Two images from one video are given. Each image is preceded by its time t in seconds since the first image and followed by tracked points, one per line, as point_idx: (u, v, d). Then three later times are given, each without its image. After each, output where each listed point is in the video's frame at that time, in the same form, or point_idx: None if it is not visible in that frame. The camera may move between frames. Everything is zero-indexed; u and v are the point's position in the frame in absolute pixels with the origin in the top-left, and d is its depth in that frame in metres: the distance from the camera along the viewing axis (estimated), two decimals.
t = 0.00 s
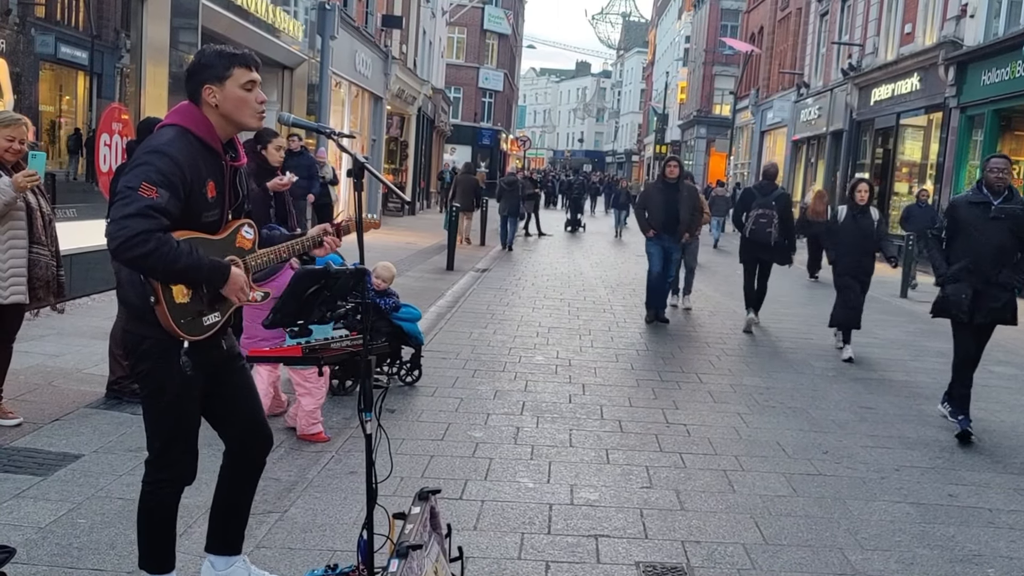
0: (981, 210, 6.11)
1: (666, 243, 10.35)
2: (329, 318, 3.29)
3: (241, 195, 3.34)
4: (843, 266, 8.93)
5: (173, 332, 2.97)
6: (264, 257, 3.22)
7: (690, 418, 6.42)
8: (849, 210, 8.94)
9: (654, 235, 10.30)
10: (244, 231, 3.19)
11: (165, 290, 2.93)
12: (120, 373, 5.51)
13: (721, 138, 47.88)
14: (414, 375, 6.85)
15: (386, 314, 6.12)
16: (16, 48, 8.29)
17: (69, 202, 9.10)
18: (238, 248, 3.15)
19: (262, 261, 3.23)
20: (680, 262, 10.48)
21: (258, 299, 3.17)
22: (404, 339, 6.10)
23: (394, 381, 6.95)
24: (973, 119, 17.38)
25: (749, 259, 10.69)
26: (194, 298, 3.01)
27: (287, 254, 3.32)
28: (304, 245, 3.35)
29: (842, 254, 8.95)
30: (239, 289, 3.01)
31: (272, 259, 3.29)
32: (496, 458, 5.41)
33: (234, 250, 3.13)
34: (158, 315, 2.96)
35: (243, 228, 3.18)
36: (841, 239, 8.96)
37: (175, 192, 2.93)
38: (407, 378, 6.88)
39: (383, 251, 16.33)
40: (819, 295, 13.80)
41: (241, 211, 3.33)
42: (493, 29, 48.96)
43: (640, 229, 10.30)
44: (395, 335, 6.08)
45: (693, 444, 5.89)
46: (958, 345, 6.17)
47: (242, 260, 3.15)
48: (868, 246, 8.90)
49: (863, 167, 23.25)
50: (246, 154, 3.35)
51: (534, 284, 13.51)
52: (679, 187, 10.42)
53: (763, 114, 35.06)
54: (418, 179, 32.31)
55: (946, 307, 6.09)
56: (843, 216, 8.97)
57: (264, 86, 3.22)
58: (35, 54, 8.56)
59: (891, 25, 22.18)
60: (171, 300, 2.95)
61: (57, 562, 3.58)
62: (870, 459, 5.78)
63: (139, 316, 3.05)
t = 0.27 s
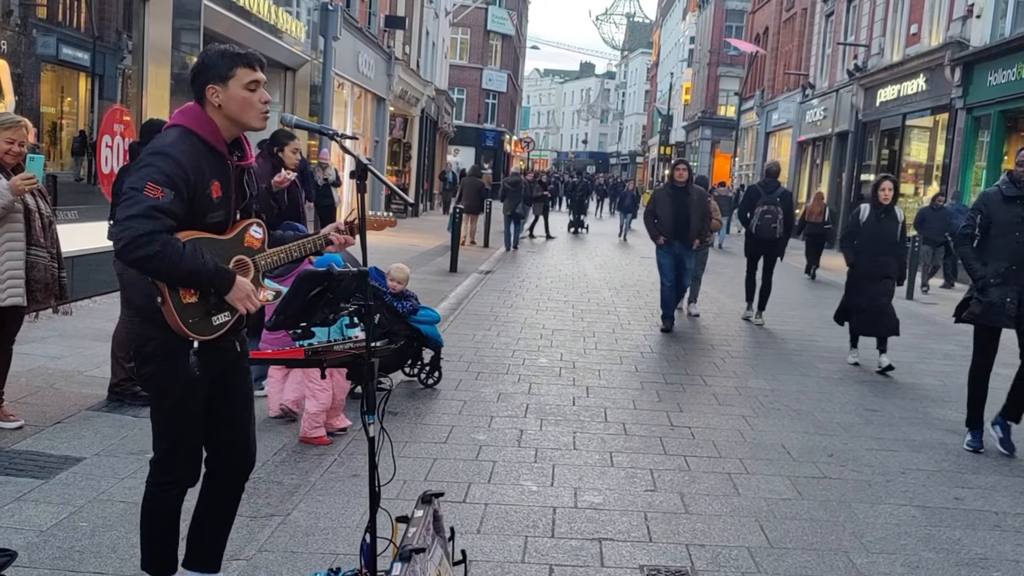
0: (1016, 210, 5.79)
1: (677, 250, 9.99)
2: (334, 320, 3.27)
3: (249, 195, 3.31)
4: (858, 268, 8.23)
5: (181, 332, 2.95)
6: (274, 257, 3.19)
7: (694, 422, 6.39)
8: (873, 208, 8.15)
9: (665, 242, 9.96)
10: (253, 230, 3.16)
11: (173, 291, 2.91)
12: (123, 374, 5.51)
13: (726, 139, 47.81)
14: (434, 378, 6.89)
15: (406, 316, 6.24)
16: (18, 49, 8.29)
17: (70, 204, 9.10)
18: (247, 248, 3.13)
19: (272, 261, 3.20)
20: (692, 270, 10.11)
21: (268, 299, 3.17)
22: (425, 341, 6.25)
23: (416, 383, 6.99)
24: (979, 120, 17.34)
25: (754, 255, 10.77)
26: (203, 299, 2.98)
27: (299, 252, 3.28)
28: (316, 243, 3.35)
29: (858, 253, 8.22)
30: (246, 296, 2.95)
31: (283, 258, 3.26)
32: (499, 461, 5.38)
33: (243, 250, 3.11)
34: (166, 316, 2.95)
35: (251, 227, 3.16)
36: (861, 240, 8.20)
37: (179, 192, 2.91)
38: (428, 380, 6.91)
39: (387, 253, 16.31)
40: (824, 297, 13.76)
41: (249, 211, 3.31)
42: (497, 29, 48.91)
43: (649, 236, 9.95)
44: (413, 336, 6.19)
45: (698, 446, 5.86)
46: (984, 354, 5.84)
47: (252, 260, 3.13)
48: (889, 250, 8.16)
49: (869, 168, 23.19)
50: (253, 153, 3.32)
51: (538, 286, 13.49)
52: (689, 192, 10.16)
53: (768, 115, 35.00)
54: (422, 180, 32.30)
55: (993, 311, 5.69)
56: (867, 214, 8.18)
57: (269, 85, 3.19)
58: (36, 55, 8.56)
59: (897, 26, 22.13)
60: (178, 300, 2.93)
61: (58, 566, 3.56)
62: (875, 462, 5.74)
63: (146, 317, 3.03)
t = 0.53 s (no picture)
0: None
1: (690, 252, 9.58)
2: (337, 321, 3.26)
3: (259, 195, 3.30)
4: (882, 279, 7.75)
5: (184, 327, 2.94)
6: (283, 255, 3.19)
7: (698, 425, 6.36)
8: (896, 214, 7.73)
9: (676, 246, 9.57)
10: (261, 228, 3.15)
11: (173, 285, 2.90)
12: (125, 378, 5.50)
13: (730, 141, 47.76)
14: (454, 380, 6.90)
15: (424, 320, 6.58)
16: (18, 51, 8.28)
17: (71, 207, 9.09)
18: (254, 245, 3.13)
19: (282, 259, 3.20)
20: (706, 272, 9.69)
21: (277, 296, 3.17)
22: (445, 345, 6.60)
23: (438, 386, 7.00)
24: (985, 121, 17.29)
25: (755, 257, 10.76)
26: (206, 294, 2.96)
27: (311, 250, 3.30)
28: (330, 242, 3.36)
29: (883, 264, 7.76)
30: (249, 284, 2.92)
31: (295, 257, 3.27)
32: (502, 464, 5.36)
33: (251, 248, 3.11)
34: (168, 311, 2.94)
35: (260, 225, 3.15)
36: (885, 249, 7.75)
37: (177, 188, 2.89)
38: (446, 383, 6.90)
39: (390, 255, 16.29)
40: (828, 300, 13.72)
41: (260, 210, 3.29)
42: (499, 30, 48.87)
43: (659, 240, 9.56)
44: (431, 339, 6.58)
45: (702, 450, 5.83)
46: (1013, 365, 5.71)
47: (260, 257, 3.13)
48: (914, 257, 7.68)
49: (873, 170, 23.14)
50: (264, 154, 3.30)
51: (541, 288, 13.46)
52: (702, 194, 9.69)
53: (772, 117, 34.95)
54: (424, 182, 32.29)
55: None
56: (889, 221, 7.76)
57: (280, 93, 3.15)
58: (37, 57, 8.55)
59: (901, 27, 22.09)
60: (180, 295, 2.92)
61: (58, 570, 3.53)
62: (881, 466, 5.70)
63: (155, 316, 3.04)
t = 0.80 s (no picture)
0: None
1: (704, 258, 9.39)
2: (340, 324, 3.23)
3: (265, 195, 3.27)
4: (902, 284, 7.59)
5: (184, 326, 2.96)
6: (289, 256, 3.20)
7: (702, 428, 6.33)
8: (913, 216, 7.65)
9: (691, 253, 9.34)
10: (267, 228, 3.16)
11: (174, 283, 2.95)
12: (127, 381, 5.48)
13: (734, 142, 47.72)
14: (468, 383, 6.87)
15: (440, 321, 6.69)
16: (19, 52, 8.27)
17: (72, 208, 9.08)
18: (260, 245, 3.14)
19: (289, 259, 3.22)
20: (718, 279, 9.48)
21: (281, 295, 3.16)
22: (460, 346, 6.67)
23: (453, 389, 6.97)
24: (990, 122, 17.24)
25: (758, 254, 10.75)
26: (207, 292, 2.99)
27: (317, 252, 3.33)
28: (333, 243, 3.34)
29: (902, 268, 7.62)
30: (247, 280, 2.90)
31: (301, 257, 3.28)
32: (506, 467, 5.34)
33: (255, 246, 3.12)
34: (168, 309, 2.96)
35: (265, 225, 3.16)
36: (904, 253, 7.63)
37: (175, 188, 2.89)
38: (462, 386, 6.88)
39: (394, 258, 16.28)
40: (833, 302, 13.68)
41: (268, 211, 3.28)
42: (502, 31, 48.88)
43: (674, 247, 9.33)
44: (447, 341, 6.65)
45: (706, 453, 5.80)
46: None
47: (265, 257, 3.14)
48: (933, 260, 7.57)
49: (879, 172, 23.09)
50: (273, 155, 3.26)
51: (545, 291, 13.43)
52: (717, 199, 9.48)
53: (777, 118, 34.92)
54: (427, 184, 32.26)
55: None
56: (907, 225, 7.66)
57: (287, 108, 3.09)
58: (38, 58, 8.54)
59: (907, 28, 22.05)
60: (180, 294, 2.95)
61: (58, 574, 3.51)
62: (886, 469, 5.67)
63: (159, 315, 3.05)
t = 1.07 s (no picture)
0: None
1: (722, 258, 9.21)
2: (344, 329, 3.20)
3: (275, 198, 3.25)
4: (923, 292, 7.04)
5: (192, 326, 2.98)
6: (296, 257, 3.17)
7: (707, 431, 6.30)
8: (939, 216, 7.04)
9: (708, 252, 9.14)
10: (275, 229, 3.14)
11: (181, 282, 2.97)
12: (129, 384, 5.46)
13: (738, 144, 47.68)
14: (491, 388, 6.86)
15: (461, 325, 6.71)
16: (20, 54, 8.27)
17: (74, 211, 9.07)
18: (267, 246, 3.11)
19: (295, 261, 3.18)
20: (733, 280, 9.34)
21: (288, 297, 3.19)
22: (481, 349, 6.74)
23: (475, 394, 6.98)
24: (996, 125, 17.20)
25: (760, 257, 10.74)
26: (214, 293, 3.01)
27: (328, 254, 3.33)
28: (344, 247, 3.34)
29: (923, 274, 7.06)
30: (260, 270, 2.90)
31: (309, 259, 3.23)
32: (509, 471, 5.31)
33: (264, 248, 3.10)
34: (176, 309, 2.99)
35: (273, 226, 3.14)
36: (925, 257, 7.08)
37: (182, 188, 2.88)
38: (485, 391, 6.89)
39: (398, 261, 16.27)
40: (837, 304, 13.64)
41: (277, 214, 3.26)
42: (506, 33, 48.90)
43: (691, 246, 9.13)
44: (468, 344, 6.72)
45: (711, 457, 5.77)
46: None
47: (272, 257, 3.12)
48: (958, 268, 6.97)
49: (884, 174, 23.04)
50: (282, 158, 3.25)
51: (548, 294, 13.41)
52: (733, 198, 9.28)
53: (781, 120, 34.89)
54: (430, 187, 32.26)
55: None
56: (931, 226, 7.06)
57: (292, 111, 3.06)
58: (39, 61, 8.53)
59: (912, 29, 22.00)
60: (187, 293, 2.98)
61: None
62: (892, 472, 5.64)
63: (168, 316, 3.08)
